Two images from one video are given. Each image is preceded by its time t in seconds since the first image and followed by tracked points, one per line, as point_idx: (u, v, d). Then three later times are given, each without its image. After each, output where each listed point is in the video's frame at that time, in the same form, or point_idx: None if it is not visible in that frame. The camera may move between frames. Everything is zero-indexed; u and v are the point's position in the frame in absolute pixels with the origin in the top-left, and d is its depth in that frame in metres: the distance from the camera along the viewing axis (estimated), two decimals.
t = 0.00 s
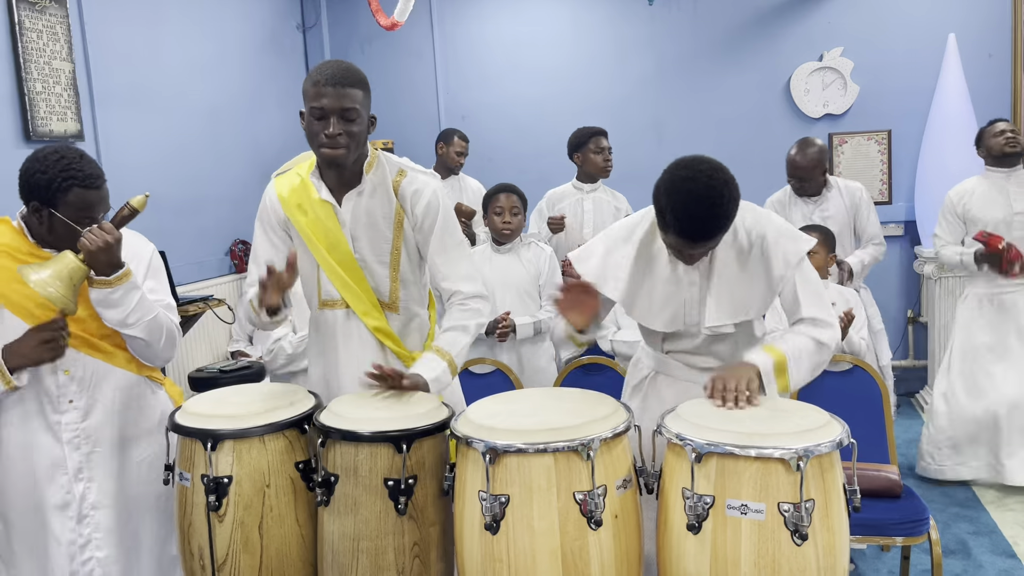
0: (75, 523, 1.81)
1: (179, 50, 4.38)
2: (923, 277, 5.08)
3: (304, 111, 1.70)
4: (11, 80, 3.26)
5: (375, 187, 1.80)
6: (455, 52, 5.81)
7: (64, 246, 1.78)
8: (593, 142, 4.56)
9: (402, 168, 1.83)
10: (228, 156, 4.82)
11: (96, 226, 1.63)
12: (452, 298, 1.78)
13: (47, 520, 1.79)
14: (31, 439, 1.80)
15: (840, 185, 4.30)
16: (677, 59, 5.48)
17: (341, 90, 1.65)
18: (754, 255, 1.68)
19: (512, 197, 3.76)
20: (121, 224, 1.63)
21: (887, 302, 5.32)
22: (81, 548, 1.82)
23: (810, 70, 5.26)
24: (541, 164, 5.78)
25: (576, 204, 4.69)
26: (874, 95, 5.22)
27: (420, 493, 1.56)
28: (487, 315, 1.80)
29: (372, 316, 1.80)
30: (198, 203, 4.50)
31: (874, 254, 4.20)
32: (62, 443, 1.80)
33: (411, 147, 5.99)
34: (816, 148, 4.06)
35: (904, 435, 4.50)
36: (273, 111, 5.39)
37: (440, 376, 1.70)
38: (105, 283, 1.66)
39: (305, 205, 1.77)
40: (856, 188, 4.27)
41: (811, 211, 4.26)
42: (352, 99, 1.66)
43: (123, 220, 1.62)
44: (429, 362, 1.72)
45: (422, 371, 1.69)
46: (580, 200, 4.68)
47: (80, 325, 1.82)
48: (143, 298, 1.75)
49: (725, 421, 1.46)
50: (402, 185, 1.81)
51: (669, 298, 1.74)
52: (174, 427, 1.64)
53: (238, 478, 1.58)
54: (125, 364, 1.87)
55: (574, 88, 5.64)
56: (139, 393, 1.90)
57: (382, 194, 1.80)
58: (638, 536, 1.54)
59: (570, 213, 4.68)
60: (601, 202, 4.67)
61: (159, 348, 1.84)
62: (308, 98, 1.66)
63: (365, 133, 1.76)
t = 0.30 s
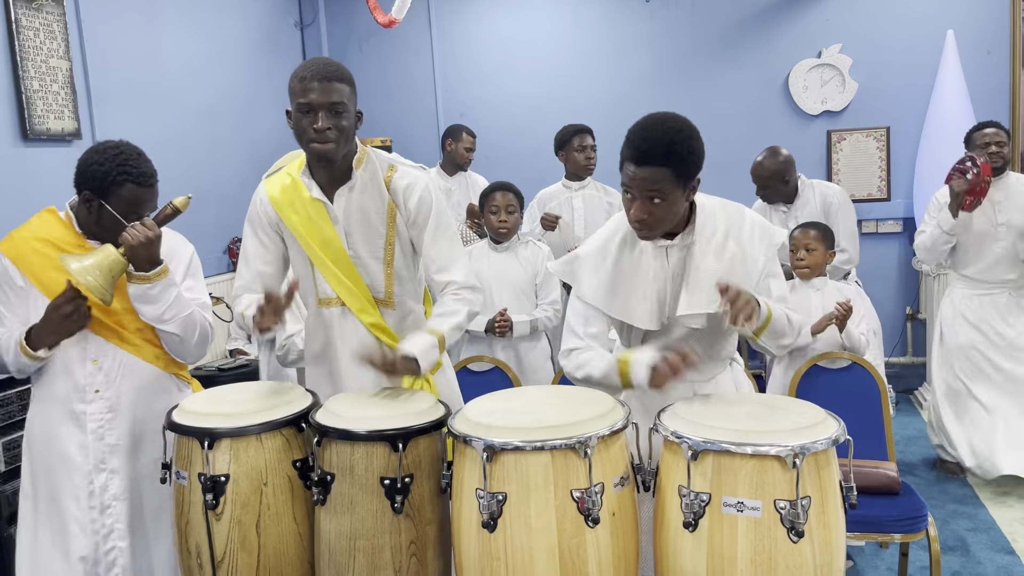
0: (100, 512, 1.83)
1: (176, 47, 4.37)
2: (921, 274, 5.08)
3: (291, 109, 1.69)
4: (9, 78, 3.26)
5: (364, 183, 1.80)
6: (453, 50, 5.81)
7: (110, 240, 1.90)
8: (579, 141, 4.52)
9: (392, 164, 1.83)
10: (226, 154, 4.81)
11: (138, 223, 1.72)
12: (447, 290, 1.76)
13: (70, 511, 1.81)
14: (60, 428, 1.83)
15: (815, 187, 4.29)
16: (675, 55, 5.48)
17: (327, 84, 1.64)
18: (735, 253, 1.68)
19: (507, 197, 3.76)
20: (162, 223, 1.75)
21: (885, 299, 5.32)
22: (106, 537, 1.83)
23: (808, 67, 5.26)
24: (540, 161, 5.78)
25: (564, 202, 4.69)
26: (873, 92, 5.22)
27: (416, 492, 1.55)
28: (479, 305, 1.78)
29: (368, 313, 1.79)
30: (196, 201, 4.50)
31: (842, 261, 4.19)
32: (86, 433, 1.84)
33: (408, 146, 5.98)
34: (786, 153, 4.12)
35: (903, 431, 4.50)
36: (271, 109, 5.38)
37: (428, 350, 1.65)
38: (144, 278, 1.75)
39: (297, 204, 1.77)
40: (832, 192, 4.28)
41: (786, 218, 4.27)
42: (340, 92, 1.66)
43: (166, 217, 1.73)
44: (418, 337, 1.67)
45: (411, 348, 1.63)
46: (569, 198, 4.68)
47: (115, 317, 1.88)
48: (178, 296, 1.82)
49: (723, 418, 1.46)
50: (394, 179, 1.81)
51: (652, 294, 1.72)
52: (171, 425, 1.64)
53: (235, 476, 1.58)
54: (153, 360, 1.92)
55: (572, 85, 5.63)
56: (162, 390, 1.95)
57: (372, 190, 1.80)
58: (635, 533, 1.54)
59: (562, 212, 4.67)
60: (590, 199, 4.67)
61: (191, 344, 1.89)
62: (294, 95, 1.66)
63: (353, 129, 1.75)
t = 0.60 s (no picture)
0: (132, 503, 1.88)
1: (173, 46, 4.37)
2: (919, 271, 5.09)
3: (292, 107, 1.69)
4: (5, 77, 3.25)
5: (361, 182, 1.81)
6: (451, 48, 5.80)
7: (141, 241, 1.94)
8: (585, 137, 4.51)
9: (389, 164, 1.83)
10: (223, 152, 4.81)
11: (173, 226, 1.77)
12: (442, 292, 1.76)
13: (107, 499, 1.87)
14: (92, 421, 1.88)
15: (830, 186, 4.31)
16: (672, 53, 5.48)
17: (327, 84, 1.64)
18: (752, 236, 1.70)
19: (484, 197, 3.74)
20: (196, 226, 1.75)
21: (884, 296, 5.32)
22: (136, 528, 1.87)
23: (806, 64, 5.27)
24: (538, 159, 5.77)
25: (571, 198, 4.69)
26: (870, 89, 5.22)
27: (414, 490, 1.56)
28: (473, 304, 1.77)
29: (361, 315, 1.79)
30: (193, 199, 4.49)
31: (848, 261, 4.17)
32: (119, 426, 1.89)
33: (406, 143, 5.98)
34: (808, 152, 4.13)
35: (901, 429, 4.50)
36: (268, 107, 5.37)
37: (415, 339, 1.66)
38: (176, 280, 1.83)
39: (293, 204, 1.77)
40: (846, 193, 4.28)
41: (799, 215, 4.25)
42: (341, 93, 1.66)
43: (197, 223, 1.76)
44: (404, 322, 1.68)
45: (398, 330, 1.65)
46: (573, 194, 4.69)
47: (144, 314, 1.91)
48: (207, 299, 1.89)
49: (719, 417, 1.46)
50: (390, 180, 1.81)
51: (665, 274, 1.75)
52: (168, 423, 1.64)
53: (233, 475, 1.58)
54: (177, 357, 1.97)
55: (570, 83, 5.63)
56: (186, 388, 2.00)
57: (369, 189, 1.81)
58: (633, 531, 1.54)
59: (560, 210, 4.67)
60: (595, 196, 4.67)
61: (216, 347, 1.95)
62: (296, 93, 1.66)
63: (352, 130, 1.76)
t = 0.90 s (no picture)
0: (127, 502, 1.91)
1: (170, 46, 4.36)
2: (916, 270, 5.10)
3: (278, 114, 1.69)
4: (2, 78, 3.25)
5: (352, 183, 1.80)
6: (448, 47, 5.80)
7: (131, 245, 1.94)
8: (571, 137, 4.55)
9: (379, 164, 1.83)
10: (220, 152, 4.81)
11: (166, 228, 1.78)
12: (439, 289, 1.75)
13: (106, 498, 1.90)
14: (86, 424, 1.90)
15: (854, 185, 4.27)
16: (670, 52, 5.48)
17: (312, 91, 1.64)
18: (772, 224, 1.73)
19: (453, 197, 3.69)
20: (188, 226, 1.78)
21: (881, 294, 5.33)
22: (134, 526, 1.91)
23: (803, 63, 5.27)
24: (536, 158, 5.77)
25: (559, 198, 4.67)
26: (866, 88, 5.23)
27: (411, 490, 1.56)
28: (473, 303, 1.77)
29: (352, 310, 1.81)
30: (190, 199, 4.49)
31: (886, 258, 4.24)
32: (112, 427, 1.90)
33: (404, 142, 5.98)
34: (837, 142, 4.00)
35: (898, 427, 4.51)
36: (265, 107, 5.37)
37: (425, 356, 1.66)
38: (168, 281, 1.86)
39: (286, 204, 1.78)
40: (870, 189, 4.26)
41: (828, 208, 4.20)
42: (326, 98, 1.66)
43: (191, 223, 1.78)
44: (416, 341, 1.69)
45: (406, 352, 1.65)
46: (563, 194, 4.67)
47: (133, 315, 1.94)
48: (198, 300, 1.92)
49: (712, 416, 1.46)
50: (381, 180, 1.81)
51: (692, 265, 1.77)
52: (167, 424, 1.64)
53: (231, 475, 1.58)
54: (165, 359, 1.99)
55: (567, 82, 5.63)
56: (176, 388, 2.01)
57: (359, 190, 1.81)
58: (630, 529, 1.55)
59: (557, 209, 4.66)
60: (584, 194, 4.67)
61: (204, 349, 2.01)
62: (281, 101, 1.66)
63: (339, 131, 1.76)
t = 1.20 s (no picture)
0: (98, 511, 1.89)
1: (168, 46, 4.36)
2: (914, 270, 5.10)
3: (277, 117, 1.69)
4: None
5: (350, 185, 1.80)
6: (446, 48, 5.80)
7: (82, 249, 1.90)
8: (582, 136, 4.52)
9: (377, 167, 1.83)
10: (218, 152, 4.81)
11: (123, 226, 1.74)
12: (437, 291, 1.77)
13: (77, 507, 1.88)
14: (55, 432, 1.88)
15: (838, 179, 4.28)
16: (667, 53, 5.48)
17: (315, 95, 1.64)
18: (762, 244, 1.69)
19: (437, 200, 3.72)
20: (145, 226, 1.71)
21: (878, 295, 5.33)
22: (105, 533, 1.89)
23: (801, 64, 5.27)
24: (534, 158, 5.77)
25: (567, 197, 4.68)
26: (864, 89, 5.23)
27: (407, 491, 1.56)
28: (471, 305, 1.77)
29: (351, 311, 1.80)
30: (188, 199, 4.49)
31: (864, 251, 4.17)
32: (77, 436, 1.88)
33: (402, 142, 5.98)
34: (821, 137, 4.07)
35: (894, 427, 4.51)
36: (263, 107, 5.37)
37: (421, 351, 1.65)
38: (129, 282, 1.76)
39: (282, 205, 1.77)
40: (856, 185, 4.25)
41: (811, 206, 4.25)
42: (329, 103, 1.66)
43: (147, 223, 1.72)
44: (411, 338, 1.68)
45: (404, 348, 1.64)
46: (569, 193, 4.68)
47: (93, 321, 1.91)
48: (162, 300, 1.84)
49: (710, 418, 1.47)
50: (379, 183, 1.82)
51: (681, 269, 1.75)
52: (163, 426, 1.64)
53: (226, 477, 1.58)
54: (131, 361, 1.97)
55: (565, 83, 5.64)
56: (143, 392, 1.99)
57: (358, 192, 1.81)
58: (626, 531, 1.55)
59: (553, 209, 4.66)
60: (590, 195, 4.67)
61: (174, 346, 1.93)
62: (283, 104, 1.65)
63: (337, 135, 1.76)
